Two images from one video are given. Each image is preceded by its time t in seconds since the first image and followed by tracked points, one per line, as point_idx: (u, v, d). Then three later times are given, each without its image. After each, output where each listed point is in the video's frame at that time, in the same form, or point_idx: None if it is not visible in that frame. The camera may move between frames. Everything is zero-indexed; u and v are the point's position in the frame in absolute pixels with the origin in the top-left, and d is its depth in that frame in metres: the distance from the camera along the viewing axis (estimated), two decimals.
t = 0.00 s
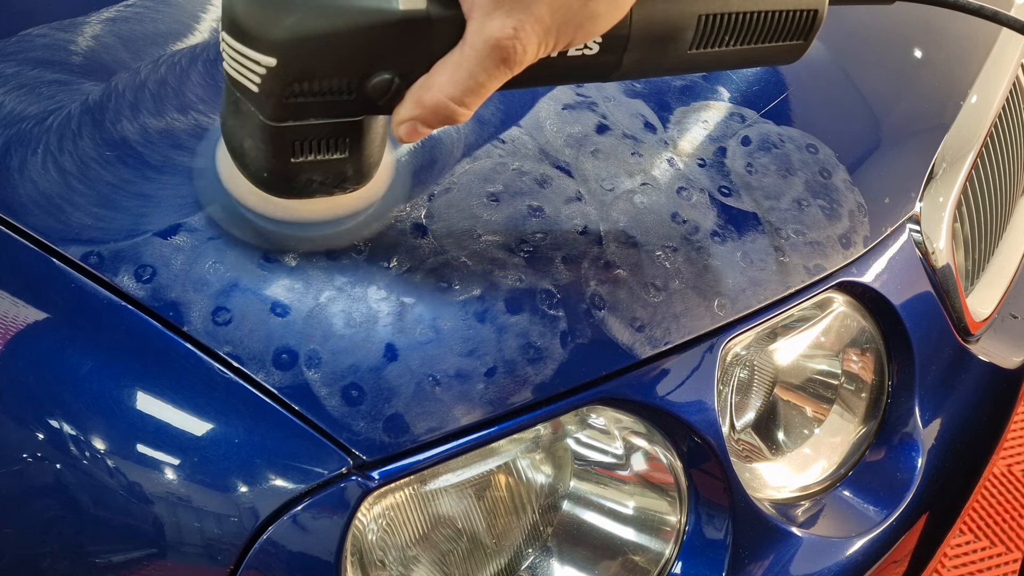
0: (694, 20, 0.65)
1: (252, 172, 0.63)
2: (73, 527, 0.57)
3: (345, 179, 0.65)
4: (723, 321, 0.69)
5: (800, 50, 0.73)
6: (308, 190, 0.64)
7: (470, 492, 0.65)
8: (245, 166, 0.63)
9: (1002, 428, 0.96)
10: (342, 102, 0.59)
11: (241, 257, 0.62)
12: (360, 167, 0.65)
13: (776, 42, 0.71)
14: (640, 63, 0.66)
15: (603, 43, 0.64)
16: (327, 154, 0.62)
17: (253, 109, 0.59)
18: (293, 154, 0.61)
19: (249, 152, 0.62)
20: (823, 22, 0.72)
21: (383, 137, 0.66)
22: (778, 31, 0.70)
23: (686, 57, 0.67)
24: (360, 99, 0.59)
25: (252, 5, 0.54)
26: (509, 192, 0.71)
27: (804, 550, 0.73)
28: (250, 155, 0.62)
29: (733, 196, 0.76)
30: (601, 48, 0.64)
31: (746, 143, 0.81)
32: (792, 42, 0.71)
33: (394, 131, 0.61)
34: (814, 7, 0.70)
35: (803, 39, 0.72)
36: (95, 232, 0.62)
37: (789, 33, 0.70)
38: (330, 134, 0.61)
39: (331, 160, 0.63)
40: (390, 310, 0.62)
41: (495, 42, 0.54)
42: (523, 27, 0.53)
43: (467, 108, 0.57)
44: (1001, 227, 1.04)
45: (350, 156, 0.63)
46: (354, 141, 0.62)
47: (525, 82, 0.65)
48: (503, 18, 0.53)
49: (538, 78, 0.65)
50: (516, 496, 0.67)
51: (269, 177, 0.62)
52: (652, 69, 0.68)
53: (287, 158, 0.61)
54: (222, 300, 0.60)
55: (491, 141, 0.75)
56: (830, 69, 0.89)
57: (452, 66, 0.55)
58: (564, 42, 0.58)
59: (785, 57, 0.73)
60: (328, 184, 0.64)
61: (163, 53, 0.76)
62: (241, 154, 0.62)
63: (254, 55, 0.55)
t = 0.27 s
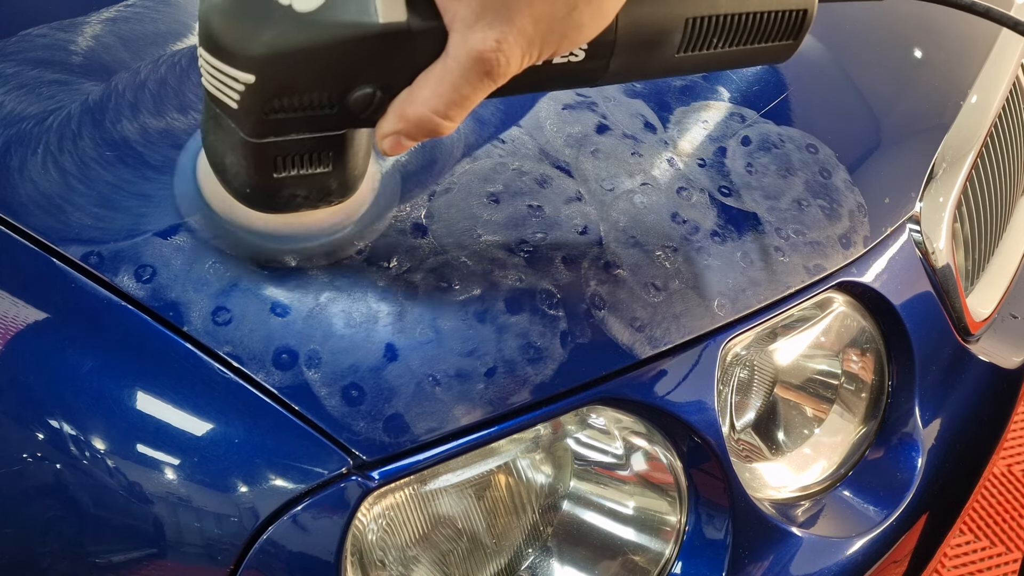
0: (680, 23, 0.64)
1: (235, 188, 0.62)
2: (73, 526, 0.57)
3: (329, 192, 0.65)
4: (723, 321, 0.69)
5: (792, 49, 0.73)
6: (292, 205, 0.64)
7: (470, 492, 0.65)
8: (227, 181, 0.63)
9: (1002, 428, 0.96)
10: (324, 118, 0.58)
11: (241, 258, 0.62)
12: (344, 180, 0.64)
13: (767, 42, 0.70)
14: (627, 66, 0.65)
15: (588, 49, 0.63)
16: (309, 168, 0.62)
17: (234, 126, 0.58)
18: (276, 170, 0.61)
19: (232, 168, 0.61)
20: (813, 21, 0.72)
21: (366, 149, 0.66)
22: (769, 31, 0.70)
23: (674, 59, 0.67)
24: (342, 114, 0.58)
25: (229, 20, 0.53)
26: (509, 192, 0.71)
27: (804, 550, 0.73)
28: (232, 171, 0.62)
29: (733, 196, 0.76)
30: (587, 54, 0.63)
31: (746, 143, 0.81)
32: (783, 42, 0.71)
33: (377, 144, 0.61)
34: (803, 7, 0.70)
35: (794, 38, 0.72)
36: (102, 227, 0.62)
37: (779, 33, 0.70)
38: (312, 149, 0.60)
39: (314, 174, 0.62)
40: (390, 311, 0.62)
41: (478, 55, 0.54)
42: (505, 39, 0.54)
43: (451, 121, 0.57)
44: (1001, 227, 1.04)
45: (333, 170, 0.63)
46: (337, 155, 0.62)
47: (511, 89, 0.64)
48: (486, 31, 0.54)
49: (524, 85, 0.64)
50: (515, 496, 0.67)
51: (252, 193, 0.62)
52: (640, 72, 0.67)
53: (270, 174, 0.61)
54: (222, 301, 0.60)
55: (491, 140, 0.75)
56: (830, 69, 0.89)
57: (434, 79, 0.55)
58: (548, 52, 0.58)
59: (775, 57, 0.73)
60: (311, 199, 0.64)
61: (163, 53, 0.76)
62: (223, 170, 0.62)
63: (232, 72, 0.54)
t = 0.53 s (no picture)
0: (663, 34, 0.62)
1: (211, 217, 0.60)
2: (73, 526, 0.57)
3: (309, 217, 0.62)
4: (723, 321, 0.69)
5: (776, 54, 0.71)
6: (271, 232, 0.61)
7: (470, 492, 0.65)
8: (203, 211, 0.60)
9: (1002, 427, 0.96)
10: (301, 144, 0.56)
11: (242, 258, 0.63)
12: (324, 204, 0.62)
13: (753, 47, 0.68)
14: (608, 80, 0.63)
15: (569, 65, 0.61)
16: (287, 195, 0.59)
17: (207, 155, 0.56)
18: (252, 198, 0.58)
19: (207, 198, 0.59)
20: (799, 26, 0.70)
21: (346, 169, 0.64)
22: (755, 36, 0.67)
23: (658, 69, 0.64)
24: (319, 139, 0.56)
25: (196, 52, 0.51)
26: (509, 192, 0.71)
27: (804, 550, 0.73)
28: (208, 201, 0.59)
29: (733, 196, 0.76)
30: (568, 70, 0.61)
31: (746, 143, 0.81)
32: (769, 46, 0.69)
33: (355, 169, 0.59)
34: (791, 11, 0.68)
35: (780, 43, 0.69)
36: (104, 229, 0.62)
37: (766, 38, 0.68)
38: (289, 175, 0.58)
39: (293, 201, 0.60)
40: (390, 311, 0.62)
41: (456, 82, 0.52)
42: (484, 65, 0.52)
43: (430, 146, 0.55)
44: (1001, 227, 1.04)
45: (312, 195, 0.60)
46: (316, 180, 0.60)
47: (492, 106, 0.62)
48: (464, 57, 0.52)
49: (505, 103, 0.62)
50: (516, 496, 0.67)
51: (229, 222, 0.59)
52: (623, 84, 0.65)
53: (246, 203, 0.58)
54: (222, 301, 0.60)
55: (491, 141, 0.75)
56: (830, 69, 0.89)
57: (412, 105, 0.54)
58: (528, 75, 0.57)
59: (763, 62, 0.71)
60: (291, 225, 0.61)
61: (163, 53, 0.76)
62: (199, 199, 0.60)
63: (203, 103, 0.52)
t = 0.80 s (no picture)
0: (651, 39, 0.61)
1: (193, 236, 0.59)
2: (73, 526, 0.57)
3: (292, 235, 0.62)
4: (723, 321, 0.69)
5: (768, 54, 0.69)
6: (254, 250, 0.61)
7: (470, 492, 0.65)
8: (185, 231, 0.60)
9: (1003, 427, 0.96)
10: (281, 165, 0.54)
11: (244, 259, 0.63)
12: (307, 221, 0.61)
13: (743, 48, 0.67)
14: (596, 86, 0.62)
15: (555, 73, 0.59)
16: (269, 214, 0.59)
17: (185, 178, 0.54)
18: (234, 219, 0.58)
19: (188, 217, 0.58)
20: (791, 24, 0.68)
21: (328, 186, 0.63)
22: (745, 37, 0.66)
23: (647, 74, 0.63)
24: (299, 160, 0.55)
25: (168, 74, 0.49)
26: (509, 192, 0.71)
27: (804, 550, 0.73)
28: (189, 222, 0.58)
29: (733, 196, 0.76)
30: (554, 79, 0.60)
31: (746, 143, 0.81)
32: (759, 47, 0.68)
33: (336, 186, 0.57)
34: (780, 11, 0.66)
35: (771, 43, 0.68)
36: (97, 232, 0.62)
37: (756, 38, 0.67)
38: (270, 195, 0.57)
39: (276, 219, 0.59)
40: (389, 312, 0.63)
41: (436, 99, 0.51)
42: (463, 81, 0.51)
43: (412, 163, 0.54)
44: (1001, 227, 1.04)
45: (295, 214, 0.60)
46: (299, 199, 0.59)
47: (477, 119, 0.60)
48: (443, 73, 0.51)
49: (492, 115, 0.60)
50: (515, 496, 0.67)
51: (210, 242, 0.59)
52: (612, 90, 0.63)
53: (227, 224, 0.58)
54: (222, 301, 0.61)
55: (491, 140, 0.75)
56: (830, 68, 0.89)
57: (390, 123, 0.52)
58: (511, 89, 0.55)
59: (752, 62, 0.70)
60: (274, 242, 0.61)
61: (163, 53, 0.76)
62: (180, 220, 0.59)
63: (177, 127, 0.50)
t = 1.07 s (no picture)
0: (635, 47, 0.57)
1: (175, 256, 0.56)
2: (74, 526, 0.57)
3: (276, 253, 0.59)
4: (723, 321, 0.69)
5: (754, 56, 0.65)
6: (238, 270, 0.58)
7: (470, 492, 0.65)
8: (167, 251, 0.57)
9: (1003, 427, 0.96)
10: (263, 187, 0.52)
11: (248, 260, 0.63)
12: (291, 239, 0.59)
13: (731, 52, 0.63)
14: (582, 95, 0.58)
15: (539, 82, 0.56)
16: (251, 234, 0.56)
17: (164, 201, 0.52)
18: (215, 240, 0.55)
19: (169, 239, 0.55)
20: (779, 25, 0.64)
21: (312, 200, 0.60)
22: (734, 40, 0.62)
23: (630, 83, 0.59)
24: (281, 181, 0.52)
25: (142, 99, 0.47)
26: (509, 192, 0.71)
27: (803, 550, 0.73)
28: (170, 244, 0.56)
29: (733, 196, 0.76)
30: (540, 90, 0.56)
31: (746, 143, 0.81)
32: (747, 50, 0.64)
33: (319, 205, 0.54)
34: (769, 14, 0.62)
35: (759, 46, 0.64)
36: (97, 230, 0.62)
37: (744, 41, 0.63)
38: (251, 216, 0.54)
39: (259, 239, 0.57)
40: (388, 313, 0.63)
41: (418, 119, 0.48)
42: (445, 101, 0.48)
43: (395, 184, 0.51)
44: (1001, 227, 1.04)
45: (278, 232, 0.57)
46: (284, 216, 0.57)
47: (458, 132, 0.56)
48: (423, 94, 0.48)
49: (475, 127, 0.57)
50: (516, 496, 0.67)
51: (193, 263, 0.56)
52: (595, 99, 0.60)
53: (209, 246, 0.55)
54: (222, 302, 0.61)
55: (491, 140, 0.75)
56: (830, 68, 0.89)
57: (372, 143, 0.50)
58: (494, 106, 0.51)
59: (739, 65, 0.66)
60: (258, 260, 0.58)
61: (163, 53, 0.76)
62: (161, 242, 0.56)
63: (153, 152, 0.48)
